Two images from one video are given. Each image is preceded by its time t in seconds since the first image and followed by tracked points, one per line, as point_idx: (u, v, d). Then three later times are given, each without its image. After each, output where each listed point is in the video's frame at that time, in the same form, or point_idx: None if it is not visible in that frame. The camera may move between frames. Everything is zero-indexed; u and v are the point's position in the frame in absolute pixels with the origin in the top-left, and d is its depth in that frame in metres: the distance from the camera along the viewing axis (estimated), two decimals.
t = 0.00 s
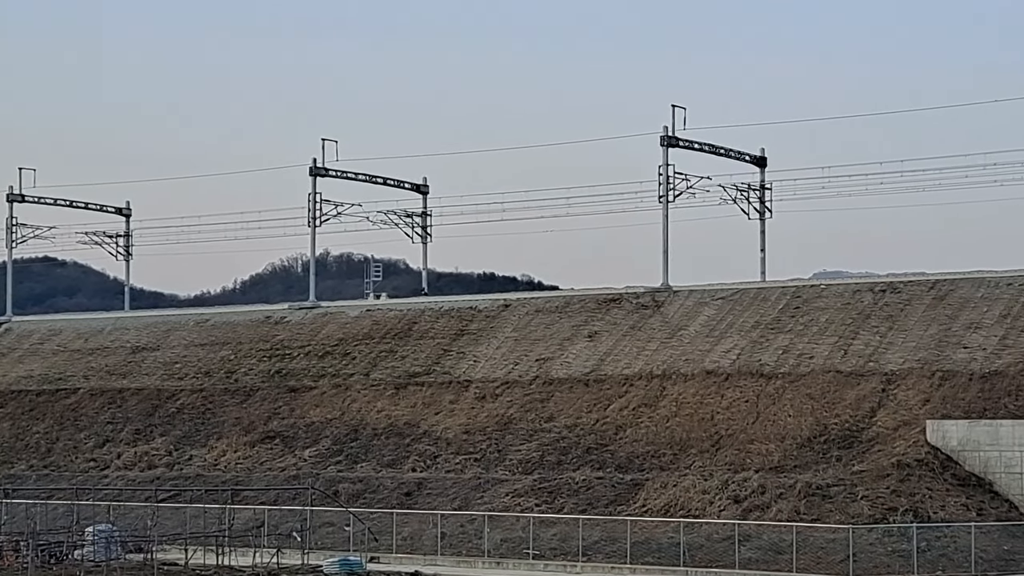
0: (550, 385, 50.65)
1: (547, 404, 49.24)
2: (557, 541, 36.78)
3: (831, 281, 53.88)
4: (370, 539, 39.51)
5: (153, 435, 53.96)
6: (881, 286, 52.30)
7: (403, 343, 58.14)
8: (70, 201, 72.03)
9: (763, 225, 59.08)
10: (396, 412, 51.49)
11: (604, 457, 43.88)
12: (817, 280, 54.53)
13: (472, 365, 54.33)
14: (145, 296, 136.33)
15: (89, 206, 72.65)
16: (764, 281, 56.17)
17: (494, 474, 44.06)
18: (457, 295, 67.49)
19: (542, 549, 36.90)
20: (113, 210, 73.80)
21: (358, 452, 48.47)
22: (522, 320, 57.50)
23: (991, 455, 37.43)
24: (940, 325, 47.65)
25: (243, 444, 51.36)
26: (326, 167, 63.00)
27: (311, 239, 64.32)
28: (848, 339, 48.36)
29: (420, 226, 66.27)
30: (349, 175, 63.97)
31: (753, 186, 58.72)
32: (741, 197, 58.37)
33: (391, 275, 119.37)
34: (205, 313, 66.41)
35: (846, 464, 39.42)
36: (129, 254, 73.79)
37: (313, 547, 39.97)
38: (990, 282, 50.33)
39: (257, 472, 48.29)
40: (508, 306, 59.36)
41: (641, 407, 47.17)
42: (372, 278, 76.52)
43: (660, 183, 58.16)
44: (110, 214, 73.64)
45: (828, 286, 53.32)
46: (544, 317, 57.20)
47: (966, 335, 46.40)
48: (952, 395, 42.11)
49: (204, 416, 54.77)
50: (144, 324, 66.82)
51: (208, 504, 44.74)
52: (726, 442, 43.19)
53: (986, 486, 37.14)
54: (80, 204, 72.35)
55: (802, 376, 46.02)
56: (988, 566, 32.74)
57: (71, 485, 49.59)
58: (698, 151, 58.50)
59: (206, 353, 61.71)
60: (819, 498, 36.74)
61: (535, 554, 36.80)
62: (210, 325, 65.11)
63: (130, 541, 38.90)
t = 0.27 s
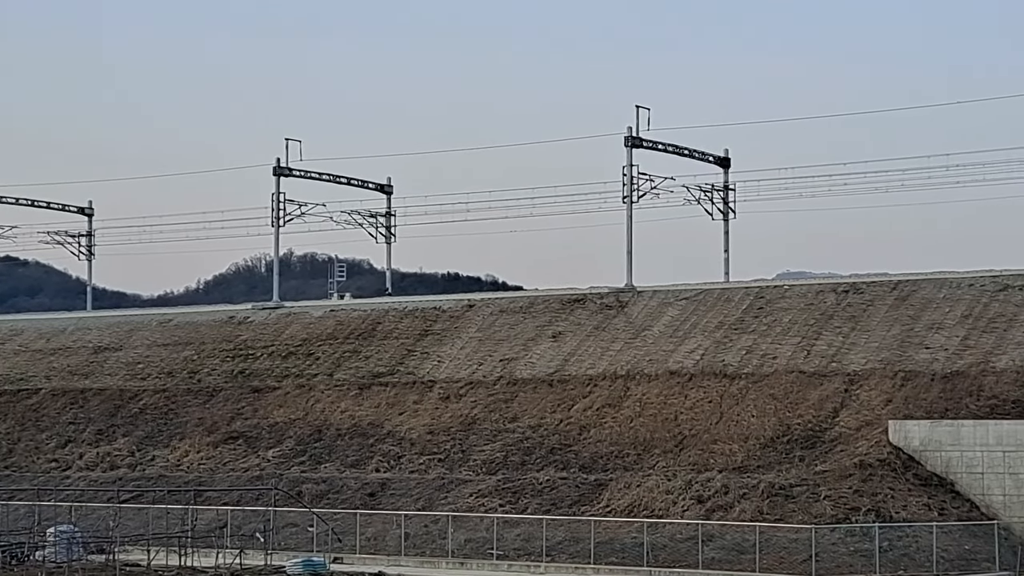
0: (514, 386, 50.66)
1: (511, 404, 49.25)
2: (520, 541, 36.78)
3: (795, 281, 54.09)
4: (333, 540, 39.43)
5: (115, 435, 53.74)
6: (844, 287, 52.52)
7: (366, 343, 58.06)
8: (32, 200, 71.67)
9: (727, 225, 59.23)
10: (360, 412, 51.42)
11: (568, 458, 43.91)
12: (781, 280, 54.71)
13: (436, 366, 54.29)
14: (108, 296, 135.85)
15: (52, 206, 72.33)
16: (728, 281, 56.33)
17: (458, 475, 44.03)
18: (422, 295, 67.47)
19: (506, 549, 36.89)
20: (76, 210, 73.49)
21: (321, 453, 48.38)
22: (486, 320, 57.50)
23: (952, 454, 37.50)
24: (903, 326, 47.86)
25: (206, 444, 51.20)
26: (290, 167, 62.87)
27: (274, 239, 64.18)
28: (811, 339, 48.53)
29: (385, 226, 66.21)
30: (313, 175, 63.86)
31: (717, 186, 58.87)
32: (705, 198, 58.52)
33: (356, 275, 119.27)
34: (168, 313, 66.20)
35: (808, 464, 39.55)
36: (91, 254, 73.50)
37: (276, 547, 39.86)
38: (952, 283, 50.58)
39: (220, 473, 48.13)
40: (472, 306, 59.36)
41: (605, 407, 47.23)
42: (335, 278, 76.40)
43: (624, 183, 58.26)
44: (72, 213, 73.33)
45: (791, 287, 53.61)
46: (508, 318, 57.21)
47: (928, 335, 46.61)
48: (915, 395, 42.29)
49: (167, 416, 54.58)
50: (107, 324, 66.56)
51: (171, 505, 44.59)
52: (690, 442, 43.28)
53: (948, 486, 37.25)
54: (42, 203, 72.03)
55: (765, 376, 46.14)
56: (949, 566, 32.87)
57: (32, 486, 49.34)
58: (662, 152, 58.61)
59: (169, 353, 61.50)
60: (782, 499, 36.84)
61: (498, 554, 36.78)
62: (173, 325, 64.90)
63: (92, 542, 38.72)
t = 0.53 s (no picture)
0: (473, 386, 50.64)
1: (470, 404, 49.23)
2: (480, 542, 36.75)
3: (753, 282, 54.29)
4: (291, 541, 39.31)
5: (72, 436, 53.44)
6: (802, 288, 52.71)
7: (325, 343, 57.94)
8: None
9: (686, 226, 59.37)
10: (319, 413, 51.29)
11: (527, 458, 43.91)
12: (739, 281, 54.88)
13: (395, 366, 54.21)
14: (65, 296, 135.17)
15: (8, 205, 71.92)
16: (687, 282, 56.47)
17: (417, 475, 43.96)
18: (380, 294, 67.40)
19: (465, 550, 36.86)
20: (32, 210, 73.08)
21: (280, 453, 48.24)
22: (445, 321, 57.47)
23: (910, 454, 37.65)
24: (860, 326, 48.06)
25: (164, 444, 50.98)
26: (248, 166, 62.68)
27: (233, 239, 63.98)
28: (769, 340, 48.68)
29: (343, 225, 66.13)
30: (271, 175, 63.69)
31: (676, 187, 59.00)
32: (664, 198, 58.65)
33: (314, 275, 119.06)
34: (125, 313, 65.90)
35: (767, 464, 39.66)
36: (48, 253, 73.10)
37: (234, 548, 39.72)
38: (909, 284, 50.84)
39: (178, 473, 47.93)
40: (432, 306, 59.33)
41: (564, 408, 47.25)
42: (294, 278, 76.21)
43: (584, 184, 58.32)
44: (28, 213, 72.92)
45: (749, 287, 53.80)
46: (467, 318, 57.19)
47: (886, 336, 46.81)
48: (872, 395, 42.46)
49: (124, 417, 54.31)
50: (64, 325, 66.20)
51: (129, 506, 44.39)
52: (649, 443, 43.34)
53: (904, 486, 37.40)
54: None
55: (724, 377, 46.25)
56: (906, 565, 33.03)
57: None
58: (621, 153, 58.69)
59: (126, 353, 61.21)
60: (740, 498, 36.93)
61: (458, 555, 36.74)
62: (130, 325, 64.60)
63: (48, 543, 38.49)
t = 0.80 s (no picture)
0: (434, 386, 50.57)
1: (430, 404, 49.17)
2: (440, 542, 36.70)
3: (714, 282, 54.43)
4: (251, 541, 39.17)
5: (30, 436, 53.13)
6: (762, 289, 52.86)
7: (285, 343, 57.77)
8: None
9: (646, 226, 59.45)
10: (279, 413, 51.14)
11: (487, 458, 43.88)
12: (699, 281, 54.99)
13: (356, 366, 54.10)
14: (22, 295, 134.44)
15: None
16: (647, 282, 56.55)
17: (377, 475, 43.87)
18: (340, 294, 67.27)
19: (425, 550, 36.80)
20: None
21: (239, 453, 48.08)
22: (406, 321, 57.39)
23: (869, 454, 37.79)
24: (820, 327, 48.22)
25: (123, 444, 50.74)
26: (208, 165, 62.45)
27: (192, 238, 63.74)
28: (729, 340, 48.77)
29: (303, 225, 65.97)
30: (231, 174, 63.47)
31: (637, 187, 59.08)
32: (626, 198, 58.71)
33: (274, 274, 118.77)
34: (84, 313, 65.58)
35: (727, 464, 39.73)
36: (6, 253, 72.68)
37: (193, 549, 39.55)
38: (868, 285, 51.03)
39: (136, 473, 47.70)
40: (392, 306, 59.25)
41: (524, 408, 47.24)
42: (253, 277, 75.96)
43: (545, 184, 58.34)
44: None
45: (710, 287, 53.93)
46: (428, 318, 57.13)
47: (846, 336, 46.98)
48: (832, 396, 42.60)
49: (83, 417, 54.03)
50: (22, 324, 65.83)
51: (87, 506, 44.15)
52: (609, 443, 43.37)
53: (864, 486, 37.53)
54: None
55: (684, 377, 46.32)
56: (865, 565, 33.16)
57: None
58: (582, 153, 58.72)
59: (85, 353, 60.89)
60: (700, 498, 36.99)
61: (418, 555, 36.69)
62: (89, 325, 64.29)
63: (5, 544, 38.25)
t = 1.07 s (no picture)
0: (400, 386, 50.53)
1: (397, 404, 49.13)
2: (406, 542, 36.66)
3: (680, 283, 54.56)
4: (216, 541, 39.05)
5: None
6: (728, 289, 52.99)
7: (251, 343, 57.64)
8: None
9: (613, 227, 59.53)
10: (245, 413, 51.01)
11: (454, 458, 43.87)
12: (666, 282, 55.09)
13: (322, 366, 54.01)
14: None
15: None
16: (614, 283, 56.63)
17: (343, 475, 43.80)
18: (307, 294, 67.16)
19: (391, 550, 36.76)
20: None
21: (205, 454, 47.94)
22: (372, 321, 57.32)
23: (834, 455, 37.91)
24: (786, 327, 48.35)
25: (87, 445, 50.54)
26: (174, 165, 62.27)
27: (158, 238, 63.54)
28: (695, 341, 48.86)
29: (270, 225, 65.83)
30: (197, 174, 63.30)
31: (604, 188, 59.15)
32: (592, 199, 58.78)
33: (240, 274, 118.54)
34: (48, 313, 65.30)
35: (693, 464, 39.80)
36: None
37: (158, 549, 39.42)
38: (834, 286, 51.21)
39: (101, 474, 47.51)
40: (358, 306, 59.18)
41: (491, 408, 47.24)
42: (219, 276, 75.78)
43: (512, 184, 58.36)
44: None
45: (676, 288, 54.07)
46: (394, 318, 57.09)
47: (812, 337, 47.12)
48: (798, 396, 42.72)
49: (47, 417, 53.79)
50: None
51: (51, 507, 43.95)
52: (575, 443, 43.40)
53: (829, 486, 37.65)
54: None
55: (650, 377, 46.40)
56: (830, 565, 33.27)
57: None
58: (549, 153, 58.77)
59: (49, 353, 60.62)
60: (666, 499, 37.05)
61: (384, 555, 36.64)
62: (54, 324, 64.02)
63: None
